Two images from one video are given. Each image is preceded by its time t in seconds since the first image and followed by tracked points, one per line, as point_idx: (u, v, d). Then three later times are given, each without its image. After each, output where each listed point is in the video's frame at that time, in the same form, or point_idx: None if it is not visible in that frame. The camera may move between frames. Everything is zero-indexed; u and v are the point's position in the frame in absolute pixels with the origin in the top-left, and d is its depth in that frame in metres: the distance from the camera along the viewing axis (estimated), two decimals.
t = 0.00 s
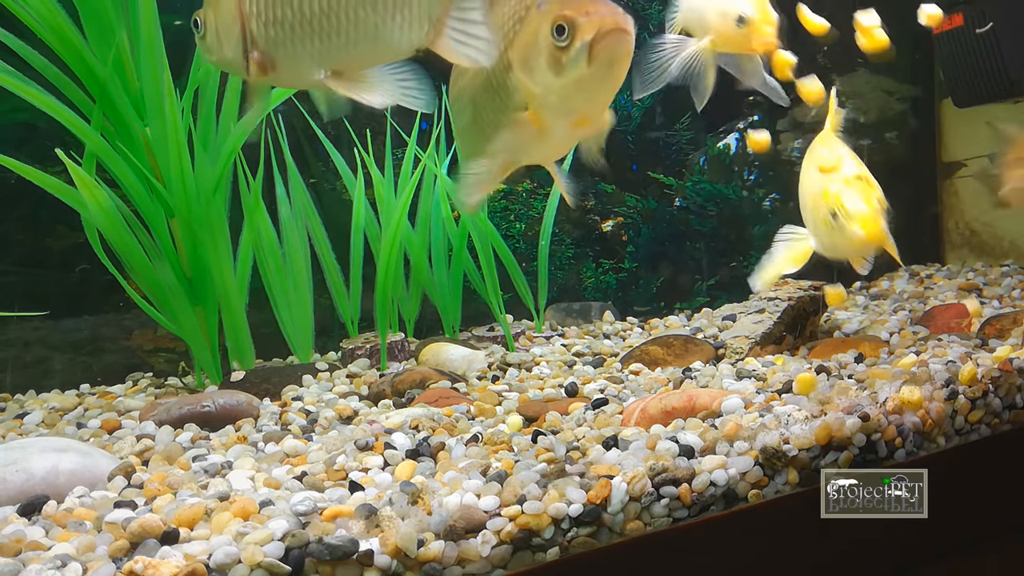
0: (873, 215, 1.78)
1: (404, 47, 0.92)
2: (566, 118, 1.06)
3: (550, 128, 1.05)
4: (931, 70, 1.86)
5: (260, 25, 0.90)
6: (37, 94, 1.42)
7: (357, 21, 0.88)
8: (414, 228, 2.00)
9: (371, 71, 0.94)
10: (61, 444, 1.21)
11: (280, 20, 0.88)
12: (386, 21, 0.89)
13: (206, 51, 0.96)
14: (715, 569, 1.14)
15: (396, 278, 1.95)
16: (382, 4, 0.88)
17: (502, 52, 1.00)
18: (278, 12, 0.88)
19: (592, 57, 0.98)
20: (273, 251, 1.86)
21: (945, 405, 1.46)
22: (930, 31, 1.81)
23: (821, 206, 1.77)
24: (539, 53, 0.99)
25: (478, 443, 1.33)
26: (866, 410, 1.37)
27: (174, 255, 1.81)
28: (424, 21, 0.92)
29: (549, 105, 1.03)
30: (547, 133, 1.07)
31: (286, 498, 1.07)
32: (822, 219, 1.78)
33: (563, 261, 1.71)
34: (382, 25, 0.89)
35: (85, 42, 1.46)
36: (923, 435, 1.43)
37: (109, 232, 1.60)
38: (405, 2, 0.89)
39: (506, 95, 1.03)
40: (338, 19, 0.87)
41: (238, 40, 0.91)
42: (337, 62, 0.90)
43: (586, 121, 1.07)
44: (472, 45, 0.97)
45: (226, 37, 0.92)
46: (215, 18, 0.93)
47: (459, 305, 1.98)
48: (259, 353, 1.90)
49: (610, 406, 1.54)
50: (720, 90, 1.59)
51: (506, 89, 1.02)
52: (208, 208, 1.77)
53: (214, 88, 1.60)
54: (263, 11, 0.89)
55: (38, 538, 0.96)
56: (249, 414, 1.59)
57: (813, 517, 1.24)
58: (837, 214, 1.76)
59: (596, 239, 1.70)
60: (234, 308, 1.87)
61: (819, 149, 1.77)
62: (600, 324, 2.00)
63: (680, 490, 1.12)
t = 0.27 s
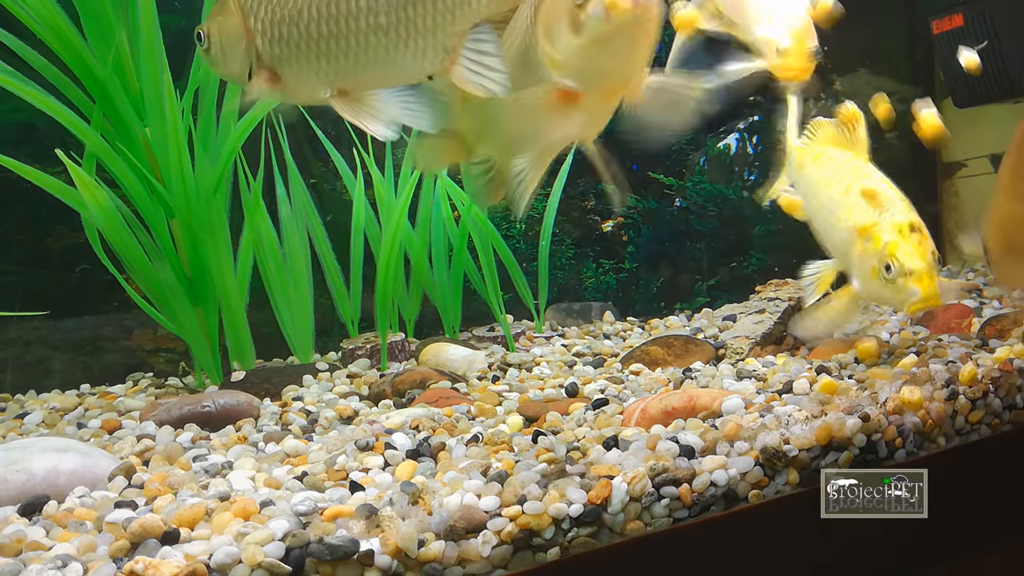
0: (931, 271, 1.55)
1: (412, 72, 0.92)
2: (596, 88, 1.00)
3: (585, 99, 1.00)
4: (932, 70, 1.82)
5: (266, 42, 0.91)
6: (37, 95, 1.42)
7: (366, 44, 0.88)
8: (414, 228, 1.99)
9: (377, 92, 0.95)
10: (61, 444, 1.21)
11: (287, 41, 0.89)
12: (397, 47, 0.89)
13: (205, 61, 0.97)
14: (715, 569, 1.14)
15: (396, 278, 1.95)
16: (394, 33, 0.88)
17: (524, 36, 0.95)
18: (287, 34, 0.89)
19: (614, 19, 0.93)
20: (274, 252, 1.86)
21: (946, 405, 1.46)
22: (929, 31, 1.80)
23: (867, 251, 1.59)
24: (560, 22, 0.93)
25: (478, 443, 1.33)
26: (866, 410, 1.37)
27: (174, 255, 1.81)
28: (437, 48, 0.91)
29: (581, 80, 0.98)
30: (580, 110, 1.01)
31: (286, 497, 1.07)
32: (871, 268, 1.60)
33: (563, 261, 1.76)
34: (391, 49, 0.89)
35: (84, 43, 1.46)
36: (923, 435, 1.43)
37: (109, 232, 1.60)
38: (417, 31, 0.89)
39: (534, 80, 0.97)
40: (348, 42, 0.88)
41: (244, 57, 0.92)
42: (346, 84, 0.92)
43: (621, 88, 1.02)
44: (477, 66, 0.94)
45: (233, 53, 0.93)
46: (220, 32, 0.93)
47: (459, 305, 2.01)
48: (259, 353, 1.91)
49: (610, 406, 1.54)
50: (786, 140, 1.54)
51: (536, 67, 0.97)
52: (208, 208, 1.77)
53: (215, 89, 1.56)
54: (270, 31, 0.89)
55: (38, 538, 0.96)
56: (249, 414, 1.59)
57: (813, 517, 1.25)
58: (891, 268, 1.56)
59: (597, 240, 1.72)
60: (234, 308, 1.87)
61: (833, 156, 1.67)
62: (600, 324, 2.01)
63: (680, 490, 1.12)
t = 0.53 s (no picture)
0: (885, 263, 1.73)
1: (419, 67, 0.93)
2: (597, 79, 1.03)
3: (589, 85, 1.01)
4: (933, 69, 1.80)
5: (271, 42, 0.90)
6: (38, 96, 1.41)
7: (372, 42, 0.89)
8: (414, 229, 2.01)
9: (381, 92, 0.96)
10: (61, 444, 1.21)
11: (293, 39, 0.89)
12: (403, 42, 0.90)
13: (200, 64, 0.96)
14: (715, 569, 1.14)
15: (395, 279, 1.96)
16: (399, 28, 0.89)
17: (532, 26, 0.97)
18: (293, 33, 0.88)
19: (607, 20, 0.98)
20: (274, 253, 1.86)
21: (946, 405, 1.46)
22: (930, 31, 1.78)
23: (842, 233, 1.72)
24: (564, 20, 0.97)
25: (478, 443, 1.33)
26: (866, 410, 1.37)
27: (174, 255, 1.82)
28: (439, 43, 0.93)
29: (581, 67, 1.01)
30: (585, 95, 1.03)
31: (286, 497, 1.07)
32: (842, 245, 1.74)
33: (563, 261, 1.76)
34: (397, 46, 0.90)
35: (84, 44, 1.46)
36: (923, 435, 1.43)
37: (109, 231, 1.62)
38: (421, 27, 0.90)
39: (541, 66, 0.99)
40: (356, 39, 0.88)
41: (246, 59, 0.92)
42: (353, 81, 0.92)
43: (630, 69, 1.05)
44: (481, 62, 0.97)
45: (233, 53, 0.92)
46: (220, 35, 0.92)
47: (459, 304, 2.02)
48: (258, 353, 1.91)
49: (610, 406, 1.55)
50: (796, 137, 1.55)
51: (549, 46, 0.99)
52: (208, 208, 1.77)
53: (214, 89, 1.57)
54: (274, 30, 0.89)
55: (38, 538, 0.96)
56: (249, 414, 1.59)
57: (813, 517, 1.25)
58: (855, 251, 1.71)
59: (597, 240, 1.73)
60: (234, 309, 1.87)
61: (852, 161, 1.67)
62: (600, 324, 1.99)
63: (680, 490, 1.12)
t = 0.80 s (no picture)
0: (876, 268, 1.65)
1: (433, 75, 0.91)
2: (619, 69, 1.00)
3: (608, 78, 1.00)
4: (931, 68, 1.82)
5: (279, 37, 0.90)
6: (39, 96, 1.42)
7: (390, 46, 0.88)
8: (414, 228, 2.00)
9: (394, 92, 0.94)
10: (61, 444, 1.21)
11: (303, 36, 0.88)
12: (421, 49, 0.88)
13: (204, 55, 0.96)
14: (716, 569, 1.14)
15: (396, 279, 1.96)
16: (417, 38, 0.88)
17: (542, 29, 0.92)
18: (303, 30, 0.88)
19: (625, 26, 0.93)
20: (274, 253, 1.86)
21: (946, 405, 1.46)
22: (929, 31, 1.79)
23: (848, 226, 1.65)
24: (578, 23, 0.92)
25: (478, 443, 1.33)
26: (866, 410, 1.37)
27: (175, 255, 1.81)
28: (458, 54, 0.91)
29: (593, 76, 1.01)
30: (607, 84, 1.02)
31: (286, 497, 1.07)
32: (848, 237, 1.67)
33: (563, 261, 1.77)
34: (414, 51, 0.88)
35: (85, 44, 1.47)
36: (923, 435, 1.43)
37: (109, 231, 1.62)
38: (440, 36, 0.89)
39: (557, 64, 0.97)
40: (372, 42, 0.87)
41: (252, 51, 0.92)
42: (363, 83, 0.90)
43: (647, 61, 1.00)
44: (503, 55, 0.93)
45: (237, 45, 0.93)
46: (225, 27, 0.93)
47: (459, 303, 2.02)
48: (258, 353, 1.90)
49: (610, 406, 1.55)
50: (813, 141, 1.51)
51: (565, 49, 0.95)
52: (208, 208, 1.77)
53: (214, 89, 1.59)
54: (285, 25, 0.89)
55: (38, 538, 0.96)
56: (249, 414, 1.59)
57: (813, 517, 1.25)
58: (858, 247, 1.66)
59: (597, 239, 1.73)
60: (234, 309, 1.86)
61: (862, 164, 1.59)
62: (600, 324, 2.00)
63: (680, 490, 1.12)
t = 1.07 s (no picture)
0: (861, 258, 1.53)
1: (477, 97, 0.82)
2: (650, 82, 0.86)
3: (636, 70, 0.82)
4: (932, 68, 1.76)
5: (310, 24, 0.75)
6: (39, 96, 1.40)
7: (438, 61, 0.77)
8: (414, 228, 2.02)
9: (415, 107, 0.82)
10: (61, 444, 1.21)
11: (342, 33, 0.75)
12: (471, 70, 0.79)
13: (206, 23, 0.78)
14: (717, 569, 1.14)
15: (395, 279, 1.99)
16: (471, 59, 0.78)
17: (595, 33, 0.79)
18: (342, 23, 0.75)
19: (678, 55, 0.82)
20: (274, 254, 1.85)
21: (946, 405, 1.46)
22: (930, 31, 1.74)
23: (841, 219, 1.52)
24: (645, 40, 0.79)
25: (478, 443, 1.33)
26: (866, 410, 1.37)
27: (175, 255, 1.78)
28: (508, 80, 0.82)
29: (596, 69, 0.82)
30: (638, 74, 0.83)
31: (286, 497, 1.07)
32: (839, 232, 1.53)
33: (563, 261, 1.78)
34: (462, 68, 0.78)
35: (85, 44, 1.45)
36: (923, 435, 1.43)
37: (109, 231, 1.61)
38: (492, 56, 0.79)
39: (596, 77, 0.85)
40: (415, 54, 0.76)
41: (274, 35, 0.76)
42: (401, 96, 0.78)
43: (698, 20, 0.77)
44: (536, 101, 0.85)
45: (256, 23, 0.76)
46: None
47: (459, 304, 2.06)
48: (258, 353, 1.91)
49: (610, 406, 1.55)
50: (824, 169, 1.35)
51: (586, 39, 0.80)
52: (208, 209, 1.76)
53: (214, 88, 1.55)
54: (321, 15, 0.75)
55: (38, 538, 0.96)
56: (249, 414, 1.59)
57: (813, 517, 1.25)
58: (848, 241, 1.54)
59: (597, 239, 1.73)
60: (234, 308, 1.85)
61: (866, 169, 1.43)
62: (601, 324, 2.04)
63: (680, 490, 1.12)
